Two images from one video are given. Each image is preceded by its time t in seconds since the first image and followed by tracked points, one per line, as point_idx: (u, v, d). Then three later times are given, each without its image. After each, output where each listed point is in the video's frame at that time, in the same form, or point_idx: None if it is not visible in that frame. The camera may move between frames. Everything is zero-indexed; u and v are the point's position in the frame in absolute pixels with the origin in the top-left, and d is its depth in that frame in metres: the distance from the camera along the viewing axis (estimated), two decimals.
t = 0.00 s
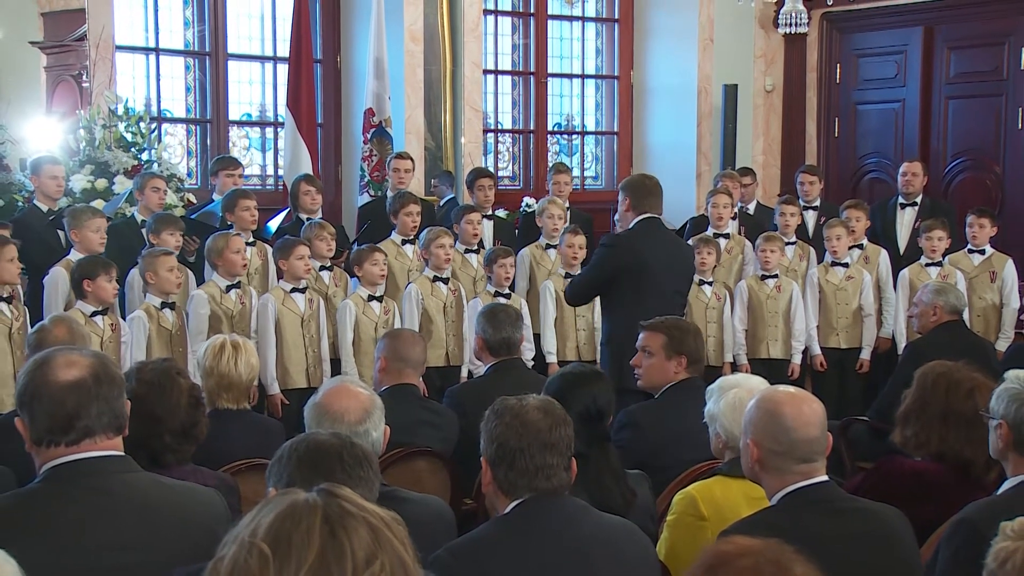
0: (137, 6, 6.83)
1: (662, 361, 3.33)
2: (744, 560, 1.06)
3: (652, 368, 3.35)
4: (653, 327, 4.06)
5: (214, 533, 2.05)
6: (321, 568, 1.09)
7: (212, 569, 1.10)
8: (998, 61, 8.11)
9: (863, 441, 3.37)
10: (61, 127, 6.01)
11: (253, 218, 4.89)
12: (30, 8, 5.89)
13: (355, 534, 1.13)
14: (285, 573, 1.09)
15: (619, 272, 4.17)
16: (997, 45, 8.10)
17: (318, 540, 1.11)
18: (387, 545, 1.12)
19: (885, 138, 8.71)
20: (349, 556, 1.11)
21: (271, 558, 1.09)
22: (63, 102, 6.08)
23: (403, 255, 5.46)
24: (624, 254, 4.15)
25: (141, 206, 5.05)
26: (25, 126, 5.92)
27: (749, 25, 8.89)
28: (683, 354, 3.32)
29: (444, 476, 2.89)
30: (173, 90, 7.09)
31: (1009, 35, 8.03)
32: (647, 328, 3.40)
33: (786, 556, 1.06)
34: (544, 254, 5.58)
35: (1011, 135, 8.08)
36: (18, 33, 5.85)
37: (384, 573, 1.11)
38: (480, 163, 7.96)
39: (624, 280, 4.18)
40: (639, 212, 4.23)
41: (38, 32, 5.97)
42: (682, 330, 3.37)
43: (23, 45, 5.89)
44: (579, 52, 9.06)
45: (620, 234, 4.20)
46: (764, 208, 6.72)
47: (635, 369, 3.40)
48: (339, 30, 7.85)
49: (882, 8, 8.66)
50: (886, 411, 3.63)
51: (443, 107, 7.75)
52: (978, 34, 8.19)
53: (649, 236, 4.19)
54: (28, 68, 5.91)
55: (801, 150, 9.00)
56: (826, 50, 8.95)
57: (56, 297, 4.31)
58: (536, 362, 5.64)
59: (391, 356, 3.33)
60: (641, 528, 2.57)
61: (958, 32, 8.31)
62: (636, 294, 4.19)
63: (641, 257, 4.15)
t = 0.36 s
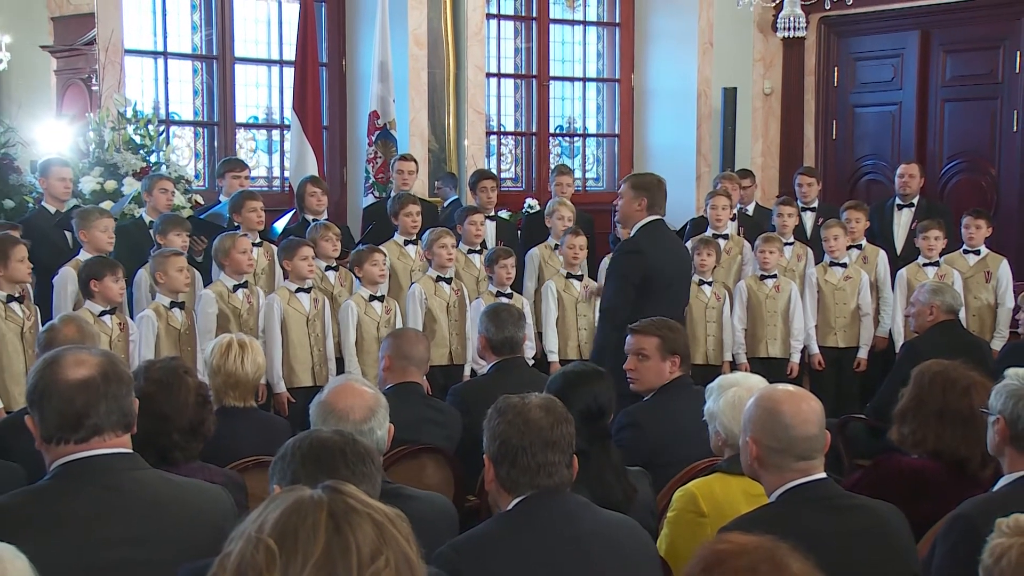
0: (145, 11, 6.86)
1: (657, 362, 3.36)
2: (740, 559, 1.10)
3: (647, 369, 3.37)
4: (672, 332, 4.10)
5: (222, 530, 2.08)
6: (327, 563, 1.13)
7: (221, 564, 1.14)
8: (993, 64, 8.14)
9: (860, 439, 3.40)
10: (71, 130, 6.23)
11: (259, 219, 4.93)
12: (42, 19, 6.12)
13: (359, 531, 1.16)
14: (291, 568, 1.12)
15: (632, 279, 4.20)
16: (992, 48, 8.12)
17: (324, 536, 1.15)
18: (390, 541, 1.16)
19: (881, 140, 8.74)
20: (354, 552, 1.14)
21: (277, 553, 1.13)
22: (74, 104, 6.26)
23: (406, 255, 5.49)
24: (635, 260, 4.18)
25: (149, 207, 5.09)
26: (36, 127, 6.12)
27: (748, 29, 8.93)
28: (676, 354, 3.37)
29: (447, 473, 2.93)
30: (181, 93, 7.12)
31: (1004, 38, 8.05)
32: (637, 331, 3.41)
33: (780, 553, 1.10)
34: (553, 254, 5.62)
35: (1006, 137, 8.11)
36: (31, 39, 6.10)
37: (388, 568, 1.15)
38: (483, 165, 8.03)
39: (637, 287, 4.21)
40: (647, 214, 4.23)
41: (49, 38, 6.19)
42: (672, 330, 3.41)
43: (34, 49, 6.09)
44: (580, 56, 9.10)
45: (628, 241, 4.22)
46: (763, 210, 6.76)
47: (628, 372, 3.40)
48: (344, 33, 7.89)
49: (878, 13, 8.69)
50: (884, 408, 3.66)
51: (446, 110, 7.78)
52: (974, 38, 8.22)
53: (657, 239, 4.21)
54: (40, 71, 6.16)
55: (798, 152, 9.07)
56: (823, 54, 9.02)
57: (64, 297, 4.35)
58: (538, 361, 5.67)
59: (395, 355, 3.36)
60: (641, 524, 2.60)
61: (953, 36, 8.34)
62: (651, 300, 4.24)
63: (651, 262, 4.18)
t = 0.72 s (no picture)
0: (153, 14, 6.91)
1: (654, 362, 3.39)
2: (736, 555, 1.11)
3: (644, 370, 3.40)
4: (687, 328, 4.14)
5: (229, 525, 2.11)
6: (332, 557, 1.16)
7: (230, 558, 1.18)
8: (987, 67, 8.18)
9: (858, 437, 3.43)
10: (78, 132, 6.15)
11: (265, 219, 4.97)
12: (51, 22, 6.64)
13: (364, 526, 1.20)
14: (297, 563, 1.16)
15: (645, 279, 4.22)
16: (987, 51, 8.16)
17: (329, 530, 1.18)
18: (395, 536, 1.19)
19: (878, 142, 8.78)
20: (359, 546, 1.17)
21: (283, 548, 1.16)
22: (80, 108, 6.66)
23: (408, 255, 5.52)
24: (642, 260, 4.21)
25: (156, 208, 5.14)
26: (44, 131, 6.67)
27: (747, 33, 8.99)
28: (673, 353, 3.41)
29: (450, 469, 2.97)
30: (188, 96, 7.17)
31: (998, 42, 8.09)
32: (632, 332, 3.44)
33: (776, 549, 1.12)
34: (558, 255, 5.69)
35: (1000, 139, 8.15)
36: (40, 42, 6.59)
37: (393, 562, 1.18)
38: (485, 166, 8.04)
39: (649, 286, 4.24)
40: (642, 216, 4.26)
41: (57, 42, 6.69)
42: (667, 329, 3.45)
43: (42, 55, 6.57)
44: (581, 59, 9.13)
45: (630, 243, 4.24)
46: (762, 211, 6.81)
47: (626, 374, 3.43)
48: (349, 37, 7.93)
49: (874, 16, 8.74)
50: (881, 406, 3.69)
51: (449, 112, 7.82)
52: (968, 41, 8.27)
53: (657, 237, 4.24)
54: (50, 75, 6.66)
55: (796, 153, 9.12)
56: (820, 57, 9.07)
57: (73, 296, 4.39)
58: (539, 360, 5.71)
59: (398, 354, 3.39)
60: (641, 520, 2.64)
61: (949, 39, 8.38)
62: (661, 299, 4.27)
63: (657, 260, 4.22)
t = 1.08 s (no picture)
0: (162, 18, 6.95)
1: (649, 361, 3.43)
2: (730, 554, 1.11)
3: (641, 370, 3.43)
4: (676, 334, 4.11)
5: (236, 522, 2.15)
6: (338, 552, 1.20)
7: (237, 554, 1.22)
8: (984, 71, 8.25)
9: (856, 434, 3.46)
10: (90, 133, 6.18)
11: (271, 221, 5.02)
12: (61, 25, 6.13)
13: (369, 521, 1.23)
14: (303, 559, 1.20)
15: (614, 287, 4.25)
16: (984, 55, 8.23)
17: (335, 525, 1.22)
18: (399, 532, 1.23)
19: (876, 144, 8.82)
20: (364, 542, 1.21)
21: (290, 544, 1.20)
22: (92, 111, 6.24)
23: (411, 256, 5.55)
24: (613, 266, 4.24)
25: (164, 209, 5.18)
26: (56, 132, 6.08)
27: (747, 36, 9.03)
28: (667, 352, 3.43)
29: (454, 467, 3.00)
30: (196, 99, 7.21)
31: (995, 45, 8.16)
32: (626, 333, 3.47)
33: (765, 543, 1.12)
34: (559, 255, 5.77)
35: (997, 141, 8.19)
36: (51, 46, 6.10)
37: (397, 556, 1.22)
38: (489, 169, 8.06)
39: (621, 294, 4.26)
40: (622, 221, 4.29)
41: (69, 46, 6.19)
42: (660, 328, 3.47)
43: (54, 57, 6.11)
44: (583, 62, 9.15)
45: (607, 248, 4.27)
46: (761, 212, 6.84)
47: (622, 375, 3.47)
48: (354, 41, 7.98)
49: (872, 21, 8.77)
50: (878, 404, 3.73)
51: (453, 115, 7.85)
52: (966, 45, 8.31)
53: (631, 244, 4.25)
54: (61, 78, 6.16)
55: (796, 156, 9.16)
56: (819, 61, 9.11)
57: (82, 296, 4.44)
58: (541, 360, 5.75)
59: (403, 353, 3.43)
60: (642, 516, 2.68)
61: (946, 42, 8.42)
62: (643, 304, 4.29)
63: (633, 266, 4.24)
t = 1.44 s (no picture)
0: (171, 23, 6.98)
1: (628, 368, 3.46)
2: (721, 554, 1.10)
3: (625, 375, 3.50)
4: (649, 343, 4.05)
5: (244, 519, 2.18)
6: (344, 549, 1.19)
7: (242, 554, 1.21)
8: (979, 74, 8.24)
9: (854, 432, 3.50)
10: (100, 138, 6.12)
11: (277, 222, 5.05)
12: (71, 28, 6.05)
13: (374, 518, 1.23)
14: (310, 553, 1.19)
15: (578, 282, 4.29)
16: (979, 59, 8.22)
17: (340, 523, 1.21)
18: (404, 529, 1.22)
19: (873, 146, 8.84)
20: (369, 538, 1.21)
21: (296, 539, 1.19)
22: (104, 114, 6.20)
23: (415, 256, 5.60)
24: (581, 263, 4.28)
25: (172, 211, 5.24)
26: (66, 135, 5.97)
27: (746, 40, 9.10)
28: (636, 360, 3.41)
29: (458, 465, 3.04)
30: (204, 102, 7.25)
31: (989, 48, 8.16)
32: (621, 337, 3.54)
33: (757, 540, 1.11)
34: (561, 256, 5.80)
35: (992, 143, 8.18)
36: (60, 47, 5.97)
37: (402, 554, 1.21)
38: (492, 170, 8.09)
39: (586, 289, 4.29)
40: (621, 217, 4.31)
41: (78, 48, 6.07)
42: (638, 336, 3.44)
43: (63, 61, 5.99)
44: (585, 66, 9.20)
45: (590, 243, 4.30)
46: (760, 213, 6.88)
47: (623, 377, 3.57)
48: (359, 44, 8.02)
49: (870, 24, 8.81)
50: (875, 402, 3.77)
51: (457, 118, 7.89)
52: (963, 49, 8.32)
53: (603, 242, 4.29)
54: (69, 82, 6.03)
55: (794, 158, 9.21)
56: (817, 64, 9.15)
57: (92, 296, 4.48)
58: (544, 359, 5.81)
59: (407, 352, 3.47)
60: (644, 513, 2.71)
61: (943, 46, 8.44)
62: (622, 305, 4.29)
63: (617, 263, 4.26)
